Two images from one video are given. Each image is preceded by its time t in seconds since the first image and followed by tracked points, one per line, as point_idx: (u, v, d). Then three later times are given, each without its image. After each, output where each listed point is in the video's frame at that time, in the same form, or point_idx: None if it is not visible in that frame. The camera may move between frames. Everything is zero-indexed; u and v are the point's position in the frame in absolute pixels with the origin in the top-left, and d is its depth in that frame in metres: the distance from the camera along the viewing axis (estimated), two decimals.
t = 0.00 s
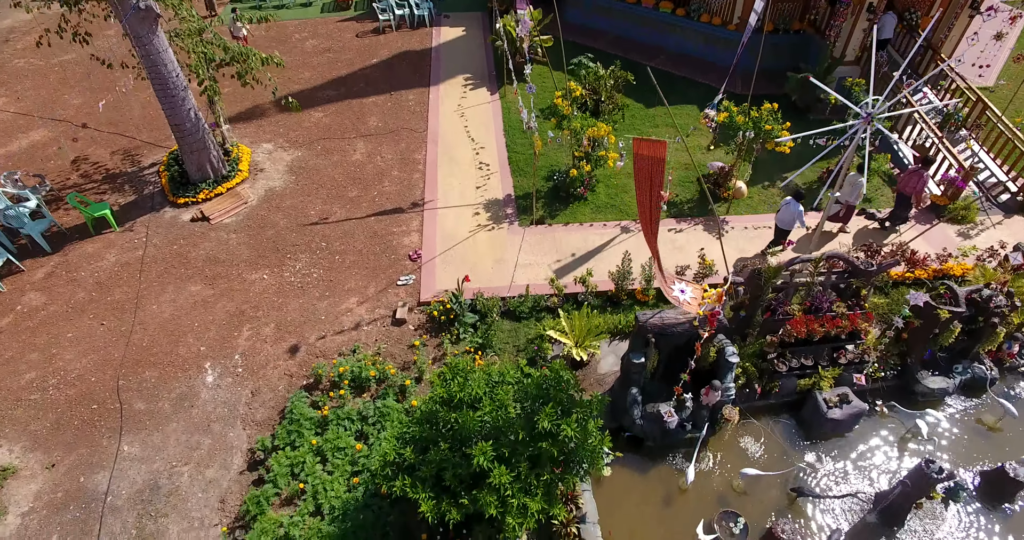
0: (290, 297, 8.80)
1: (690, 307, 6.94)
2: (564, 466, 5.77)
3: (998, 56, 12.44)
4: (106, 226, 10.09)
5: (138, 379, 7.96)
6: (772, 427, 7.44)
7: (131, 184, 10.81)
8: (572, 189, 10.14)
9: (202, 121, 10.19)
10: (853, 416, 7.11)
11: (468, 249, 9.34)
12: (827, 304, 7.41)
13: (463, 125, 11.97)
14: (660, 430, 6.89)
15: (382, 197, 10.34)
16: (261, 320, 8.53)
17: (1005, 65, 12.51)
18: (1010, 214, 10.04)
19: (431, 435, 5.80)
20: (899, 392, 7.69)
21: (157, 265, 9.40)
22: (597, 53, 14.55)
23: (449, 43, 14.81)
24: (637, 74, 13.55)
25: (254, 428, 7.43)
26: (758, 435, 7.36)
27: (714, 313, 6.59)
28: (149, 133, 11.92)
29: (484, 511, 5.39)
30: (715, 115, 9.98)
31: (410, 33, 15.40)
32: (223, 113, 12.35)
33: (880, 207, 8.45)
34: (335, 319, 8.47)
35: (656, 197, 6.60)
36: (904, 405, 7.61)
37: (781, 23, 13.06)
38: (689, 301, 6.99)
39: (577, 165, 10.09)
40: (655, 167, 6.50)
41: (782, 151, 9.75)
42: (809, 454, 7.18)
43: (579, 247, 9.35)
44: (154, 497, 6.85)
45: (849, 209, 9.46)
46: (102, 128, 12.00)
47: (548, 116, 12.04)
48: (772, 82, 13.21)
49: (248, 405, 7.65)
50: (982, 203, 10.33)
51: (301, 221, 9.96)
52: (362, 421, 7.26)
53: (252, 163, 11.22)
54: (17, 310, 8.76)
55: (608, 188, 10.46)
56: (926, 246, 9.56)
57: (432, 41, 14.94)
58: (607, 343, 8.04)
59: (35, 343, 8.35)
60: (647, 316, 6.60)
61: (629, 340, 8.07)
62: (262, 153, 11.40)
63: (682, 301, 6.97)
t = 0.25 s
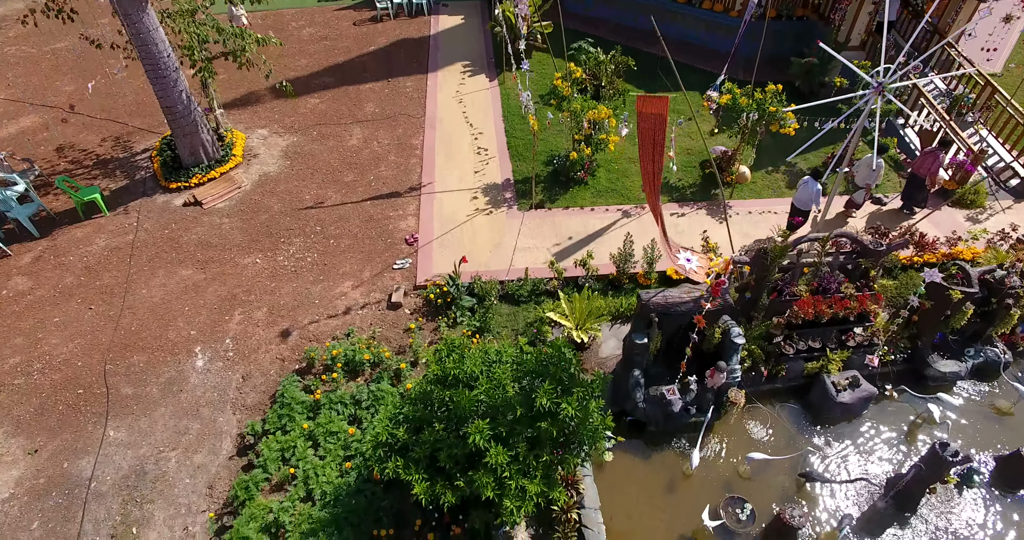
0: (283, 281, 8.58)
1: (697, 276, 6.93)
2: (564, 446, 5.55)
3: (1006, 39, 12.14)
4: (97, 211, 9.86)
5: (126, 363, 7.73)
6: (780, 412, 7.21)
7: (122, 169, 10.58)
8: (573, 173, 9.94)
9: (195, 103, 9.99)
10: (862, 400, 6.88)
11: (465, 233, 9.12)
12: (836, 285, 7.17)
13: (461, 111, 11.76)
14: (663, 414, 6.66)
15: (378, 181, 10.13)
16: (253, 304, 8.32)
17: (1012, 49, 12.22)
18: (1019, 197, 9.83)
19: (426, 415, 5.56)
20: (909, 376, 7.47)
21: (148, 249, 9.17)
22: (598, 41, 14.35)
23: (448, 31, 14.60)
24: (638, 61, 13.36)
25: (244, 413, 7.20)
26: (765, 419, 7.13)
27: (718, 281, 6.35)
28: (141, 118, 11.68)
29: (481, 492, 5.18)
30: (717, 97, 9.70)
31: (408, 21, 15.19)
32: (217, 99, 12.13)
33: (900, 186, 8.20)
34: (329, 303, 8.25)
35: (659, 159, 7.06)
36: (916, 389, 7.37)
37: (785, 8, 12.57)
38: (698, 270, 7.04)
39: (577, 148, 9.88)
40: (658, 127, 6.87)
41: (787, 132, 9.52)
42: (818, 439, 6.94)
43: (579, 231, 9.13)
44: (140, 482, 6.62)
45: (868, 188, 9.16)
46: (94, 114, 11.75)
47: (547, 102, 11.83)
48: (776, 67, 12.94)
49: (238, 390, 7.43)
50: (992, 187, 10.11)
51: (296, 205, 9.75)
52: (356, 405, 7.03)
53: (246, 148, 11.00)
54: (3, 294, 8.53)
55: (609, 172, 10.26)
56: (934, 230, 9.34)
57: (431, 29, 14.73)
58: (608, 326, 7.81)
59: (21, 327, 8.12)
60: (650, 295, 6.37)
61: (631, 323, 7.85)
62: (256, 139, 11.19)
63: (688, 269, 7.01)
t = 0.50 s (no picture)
0: (275, 265, 8.35)
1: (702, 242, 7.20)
2: (565, 428, 5.28)
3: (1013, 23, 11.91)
4: (85, 197, 9.60)
5: (112, 348, 7.48)
6: (787, 397, 6.97)
7: (111, 154, 10.31)
8: (572, 156, 9.72)
9: (186, 87, 9.73)
10: (874, 383, 6.63)
11: (463, 216, 8.90)
12: (844, 266, 7.00)
13: (459, 97, 11.53)
14: (667, 397, 6.43)
15: (374, 166, 9.91)
16: (244, 288, 8.08)
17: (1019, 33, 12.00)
18: None
19: (420, 395, 5.30)
20: (921, 359, 7.22)
21: (137, 234, 8.91)
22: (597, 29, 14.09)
23: (446, 18, 14.39)
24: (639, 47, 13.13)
25: (233, 398, 6.95)
26: (772, 403, 6.89)
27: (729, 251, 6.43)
28: (133, 104, 11.43)
29: (477, 474, 4.93)
30: (720, 79, 9.52)
31: (405, 9, 14.96)
32: (211, 86, 11.89)
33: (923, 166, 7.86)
34: (323, 287, 8.02)
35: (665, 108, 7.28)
36: (930, 373, 7.12)
37: None
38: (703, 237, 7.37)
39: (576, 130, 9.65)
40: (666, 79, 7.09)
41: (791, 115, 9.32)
42: (827, 424, 6.69)
43: (580, 214, 8.90)
44: (124, 469, 6.36)
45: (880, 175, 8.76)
46: (83, 100, 11.49)
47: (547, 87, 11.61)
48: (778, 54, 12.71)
49: (228, 374, 7.19)
50: (1001, 170, 9.87)
51: (289, 189, 9.52)
52: (349, 390, 6.78)
53: (239, 133, 10.77)
54: None
55: (610, 156, 10.04)
56: (943, 213, 9.09)
57: (428, 16, 14.51)
58: (609, 309, 7.59)
59: (4, 312, 7.86)
60: (654, 272, 6.12)
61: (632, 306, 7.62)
62: (250, 125, 10.95)
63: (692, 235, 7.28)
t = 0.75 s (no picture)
0: (268, 248, 8.11)
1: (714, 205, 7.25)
2: (568, 408, 4.98)
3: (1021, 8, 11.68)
4: (74, 181, 9.31)
5: (98, 332, 7.20)
6: (797, 380, 6.72)
7: (101, 138, 10.02)
8: (573, 139, 9.49)
9: (178, 68, 9.40)
10: (886, 366, 6.41)
11: (461, 199, 8.66)
12: (855, 245, 6.76)
13: (457, 82, 11.30)
14: (673, 379, 6.20)
15: (371, 150, 9.69)
16: (235, 272, 7.84)
17: None
18: None
19: (415, 373, 5.01)
20: (936, 342, 6.97)
21: (127, 218, 8.63)
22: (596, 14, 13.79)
23: (444, 6, 14.16)
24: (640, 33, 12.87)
25: (222, 382, 6.69)
26: (781, 387, 6.64)
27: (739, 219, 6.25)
28: (124, 89, 11.15)
29: (474, 455, 4.66)
30: (725, 60, 9.30)
31: None
32: (205, 71, 11.65)
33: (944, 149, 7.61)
34: (316, 270, 7.77)
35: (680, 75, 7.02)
36: (946, 357, 6.88)
37: None
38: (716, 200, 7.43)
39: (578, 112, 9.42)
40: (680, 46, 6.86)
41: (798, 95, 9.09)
42: (839, 407, 6.44)
43: (581, 197, 8.67)
44: (108, 454, 6.08)
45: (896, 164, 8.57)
46: (73, 84, 11.20)
47: (547, 72, 11.37)
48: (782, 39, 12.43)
49: (217, 358, 6.92)
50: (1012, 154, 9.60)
51: (283, 173, 9.29)
52: (342, 373, 6.53)
53: (233, 118, 10.52)
54: None
55: (612, 140, 9.82)
56: (956, 194, 8.85)
57: (427, 4, 14.28)
58: (611, 291, 7.35)
59: None
60: (659, 249, 5.92)
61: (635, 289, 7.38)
62: (244, 110, 10.71)
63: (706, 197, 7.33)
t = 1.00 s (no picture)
0: (262, 232, 7.87)
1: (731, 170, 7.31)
2: (571, 386, 4.72)
3: None
4: (63, 165, 9.04)
5: (84, 316, 6.92)
6: (808, 365, 6.48)
7: (92, 122, 9.76)
8: (574, 123, 9.27)
9: (169, 50, 9.12)
10: (901, 349, 6.15)
11: (460, 182, 8.44)
12: (868, 224, 6.50)
13: (456, 68, 11.08)
14: (680, 362, 5.91)
15: (368, 134, 9.46)
16: (227, 255, 7.59)
17: None
18: None
19: (411, 351, 4.74)
20: (951, 325, 6.75)
21: (116, 202, 8.36)
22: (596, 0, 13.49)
23: None
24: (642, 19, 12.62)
25: (212, 367, 6.43)
26: (791, 372, 6.41)
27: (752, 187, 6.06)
28: (116, 74, 10.89)
29: (473, 436, 4.41)
30: (730, 39, 9.12)
31: None
32: (199, 58, 11.43)
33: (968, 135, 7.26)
34: (311, 253, 7.54)
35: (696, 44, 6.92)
36: (961, 340, 6.65)
37: None
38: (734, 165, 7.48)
39: (579, 95, 9.20)
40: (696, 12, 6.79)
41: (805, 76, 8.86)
42: (851, 392, 6.20)
43: (582, 181, 8.43)
44: (92, 440, 5.80)
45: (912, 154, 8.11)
46: (64, 70, 10.94)
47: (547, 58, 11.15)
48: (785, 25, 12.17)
49: (207, 343, 6.66)
50: None
51: (278, 157, 9.06)
52: (336, 356, 6.29)
53: (228, 103, 10.27)
54: None
55: (614, 124, 9.60)
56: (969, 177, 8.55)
57: None
58: (614, 274, 7.11)
59: None
60: (665, 226, 5.63)
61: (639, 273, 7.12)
62: (239, 95, 10.47)
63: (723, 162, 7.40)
